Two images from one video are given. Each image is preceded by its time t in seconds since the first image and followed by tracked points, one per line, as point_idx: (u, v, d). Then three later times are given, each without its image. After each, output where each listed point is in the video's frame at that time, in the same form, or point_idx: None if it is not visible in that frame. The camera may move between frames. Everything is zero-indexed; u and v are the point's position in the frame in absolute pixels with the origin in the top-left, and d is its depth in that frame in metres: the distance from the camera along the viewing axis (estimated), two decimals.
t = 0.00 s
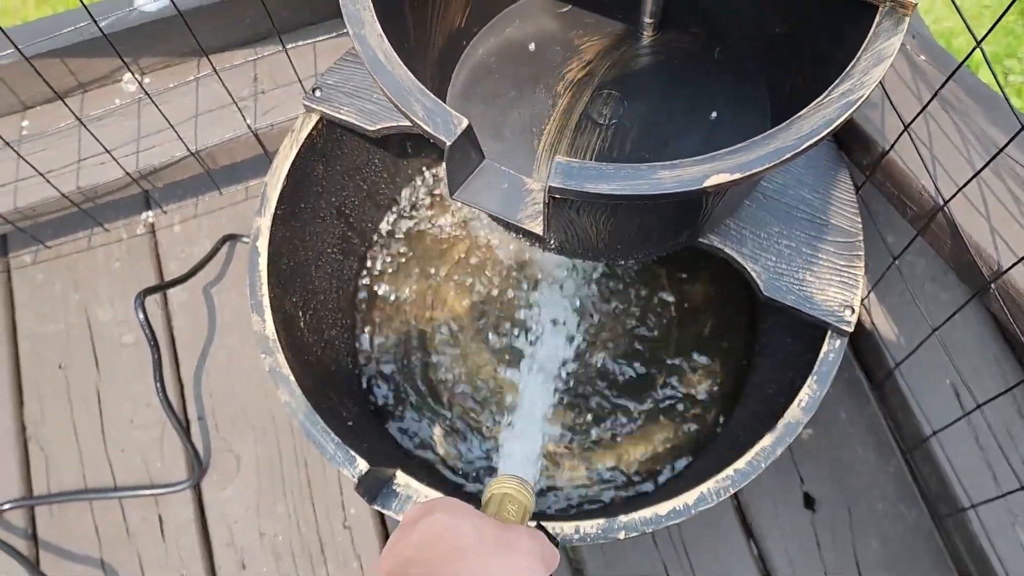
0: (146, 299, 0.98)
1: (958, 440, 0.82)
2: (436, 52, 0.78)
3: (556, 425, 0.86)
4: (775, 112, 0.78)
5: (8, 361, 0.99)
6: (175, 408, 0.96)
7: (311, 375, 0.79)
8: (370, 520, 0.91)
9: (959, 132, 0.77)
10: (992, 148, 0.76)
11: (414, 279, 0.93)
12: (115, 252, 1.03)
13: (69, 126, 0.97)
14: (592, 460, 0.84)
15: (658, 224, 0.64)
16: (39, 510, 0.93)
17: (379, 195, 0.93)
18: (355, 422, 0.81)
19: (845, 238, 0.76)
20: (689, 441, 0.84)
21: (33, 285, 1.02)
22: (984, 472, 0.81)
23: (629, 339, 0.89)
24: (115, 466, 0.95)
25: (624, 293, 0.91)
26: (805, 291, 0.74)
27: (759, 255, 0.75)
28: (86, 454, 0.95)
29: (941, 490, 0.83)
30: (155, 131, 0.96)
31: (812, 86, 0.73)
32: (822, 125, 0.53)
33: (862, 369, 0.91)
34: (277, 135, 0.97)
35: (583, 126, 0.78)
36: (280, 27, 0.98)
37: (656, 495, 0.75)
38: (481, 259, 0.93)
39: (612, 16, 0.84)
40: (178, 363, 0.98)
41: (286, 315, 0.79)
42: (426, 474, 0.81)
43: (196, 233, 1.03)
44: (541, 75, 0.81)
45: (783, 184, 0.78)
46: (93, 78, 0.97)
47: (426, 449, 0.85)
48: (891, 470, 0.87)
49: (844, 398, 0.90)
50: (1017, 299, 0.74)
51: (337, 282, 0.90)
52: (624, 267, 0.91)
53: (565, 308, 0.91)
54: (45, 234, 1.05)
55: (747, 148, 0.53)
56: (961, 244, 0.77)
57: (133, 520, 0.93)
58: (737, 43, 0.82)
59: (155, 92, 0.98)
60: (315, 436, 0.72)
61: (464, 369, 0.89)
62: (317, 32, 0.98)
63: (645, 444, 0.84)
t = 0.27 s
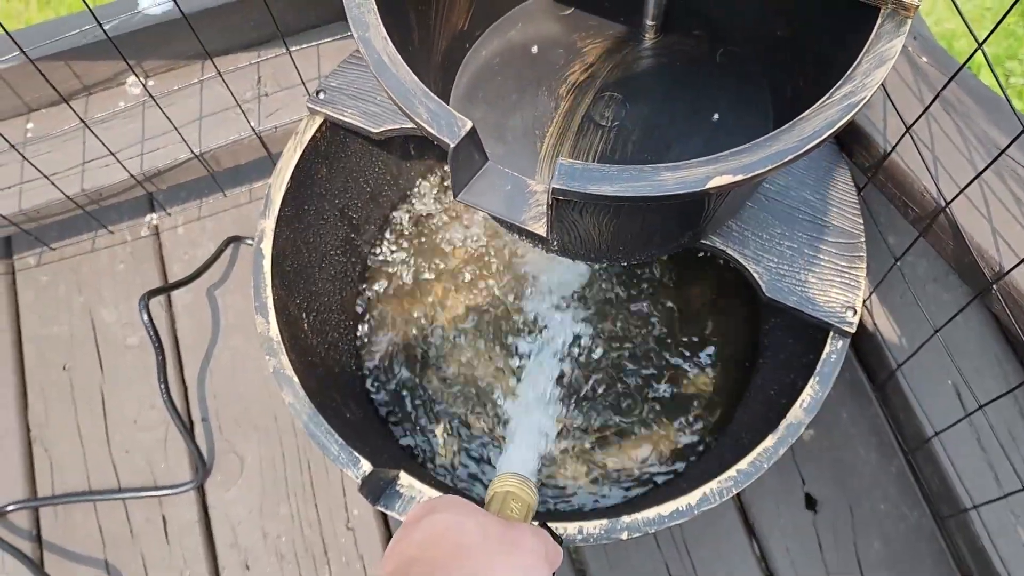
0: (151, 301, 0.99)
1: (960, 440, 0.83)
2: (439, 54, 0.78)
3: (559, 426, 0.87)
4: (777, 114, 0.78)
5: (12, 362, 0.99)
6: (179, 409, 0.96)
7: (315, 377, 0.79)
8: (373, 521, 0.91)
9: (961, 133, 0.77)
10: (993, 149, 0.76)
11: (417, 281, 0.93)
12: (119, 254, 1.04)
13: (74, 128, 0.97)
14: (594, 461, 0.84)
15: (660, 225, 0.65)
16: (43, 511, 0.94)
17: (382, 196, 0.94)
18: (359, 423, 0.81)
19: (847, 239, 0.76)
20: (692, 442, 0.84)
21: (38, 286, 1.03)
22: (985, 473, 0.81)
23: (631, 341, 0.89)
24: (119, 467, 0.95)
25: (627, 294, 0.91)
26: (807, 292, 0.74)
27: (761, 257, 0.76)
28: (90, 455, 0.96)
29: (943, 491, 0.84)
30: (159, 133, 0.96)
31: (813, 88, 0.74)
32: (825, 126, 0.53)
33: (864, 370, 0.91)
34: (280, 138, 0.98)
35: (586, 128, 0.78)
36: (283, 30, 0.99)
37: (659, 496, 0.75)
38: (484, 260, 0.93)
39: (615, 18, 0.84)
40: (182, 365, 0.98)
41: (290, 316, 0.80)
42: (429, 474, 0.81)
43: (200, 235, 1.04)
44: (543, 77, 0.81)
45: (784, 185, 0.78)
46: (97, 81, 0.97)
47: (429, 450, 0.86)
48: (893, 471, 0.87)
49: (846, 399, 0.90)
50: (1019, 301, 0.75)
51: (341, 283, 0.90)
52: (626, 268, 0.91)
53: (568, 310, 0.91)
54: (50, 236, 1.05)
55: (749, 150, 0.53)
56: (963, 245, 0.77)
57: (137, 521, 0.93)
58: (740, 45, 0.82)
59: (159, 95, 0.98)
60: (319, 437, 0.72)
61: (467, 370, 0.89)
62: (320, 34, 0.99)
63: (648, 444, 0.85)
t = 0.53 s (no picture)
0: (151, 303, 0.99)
1: (960, 442, 0.83)
2: (439, 57, 0.78)
3: (560, 428, 0.87)
4: (777, 116, 0.78)
5: (12, 365, 0.99)
6: (179, 411, 0.96)
7: (315, 379, 0.79)
8: (373, 523, 0.91)
9: (960, 135, 0.77)
10: (993, 151, 0.76)
11: (417, 282, 0.93)
12: (118, 256, 1.04)
13: (74, 131, 0.97)
14: (595, 463, 0.84)
15: (660, 227, 0.65)
16: (44, 514, 0.94)
17: (382, 198, 0.94)
18: (359, 425, 0.81)
19: (847, 240, 0.76)
20: (692, 444, 0.84)
21: (38, 289, 1.03)
22: (986, 474, 0.81)
23: (632, 342, 0.89)
24: (119, 469, 0.95)
25: (627, 295, 0.91)
26: (807, 294, 0.74)
27: (761, 258, 0.76)
28: (91, 457, 0.96)
29: (943, 492, 0.84)
30: (159, 135, 0.97)
31: (813, 90, 0.74)
32: (824, 129, 0.53)
33: (864, 371, 0.91)
34: (280, 140, 0.98)
35: (585, 130, 0.78)
36: (283, 33, 0.99)
37: (659, 497, 0.75)
38: (484, 262, 0.93)
39: (614, 20, 0.84)
40: (182, 367, 0.98)
41: (290, 319, 0.80)
42: (429, 476, 0.81)
43: (200, 237, 1.04)
44: (543, 79, 0.81)
45: (784, 187, 0.78)
46: (97, 83, 0.97)
47: (430, 452, 0.86)
48: (893, 472, 0.87)
49: (846, 400, 0.90)
50: (1019, 302, 0.75)
51: (341, 286, 0.90)
52: (626, 270, 0.91)
53: (568, 311, 0.91)
54: (50, 238, 1.05)
55: (749, 152, 0.53)
56: (963, 247, 0.77)
57: (137, 523, 0.93)
58: (739, 47, 0.82)
59: (159, 97, 0.98)
60: (318, 439, 0.72)
61: (468, 372, 0.89)
62: (320, 37, 0.99)
63: (648, 446, 0.84)
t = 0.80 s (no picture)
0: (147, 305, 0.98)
1: (959, 444, 0.82)
2: (436, 58, 0.78)
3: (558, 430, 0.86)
4: (774, 117, 0.78)
5: (9, 368, 0.99)
6: (176, 415, 0.96)
7: (312, 382, 0.79)
8: (370, 526, 0.91)
9: (959, 136, 0.77)
10: (991, 152, 0.76)
11: (414, 285, 0.93)
12: (115, 259, 1.03)
13: (70, 133, 0.97)
14: (593, 465, 0.84)
15: (658, 229, 0.64)
16: (40, 517, 0.93)
17: (379, 200, 0.93)
18: (356, 428, 0.81)
19: (845, 242, 0.76)
20: (691, 446, 0.83)
21: (34, 292, 1.03)
22: (985, 476, 0.81)
23: (630, 344, 0.89)
24: (115, 473, 0.95)
25: (626, 298, 0.90)
26: (805, 296, 0.74)
27: (758, 260, 0.75)
28: (87, 460, 0.95)
29: (942, 495, 0.83)
30: (156, 138, 0.96)
31: (810, 91, 0.73)
32: (821, 130, 0.53)
33: (863, 373, 0.91)
34: (277, 142, 0.98)
35: (582, 131, 0.78)
36: (280, 35, 0.99)
37: (657, 500, 0.75)
38: (481, 264, 0.93)
39: (612, 21, 0.84)
40: (179, 370, 0.98)
41: (286, 321, 0.79)
42: (426, 480, 0.81)
43: (197, 240, 1.03)
44: (540, 80, 0.81)
45: (782, 188, 0.78)
46: (93, 86, 0.97)
47: (427, 455, 0.85)
48: (892, 475, 0.87)
49: (845, 402, 0.90)
50: (1018, 304, 0.74)
51: (337, 288, 0.90)
52: (625, 271, 0.91)
53: (567, 313, 0.90)
54: (46, 241, 1.05)
55: (746, 153, 0.53)
56: (961, 248, 0.77)
57: (133, 526, 0.92)
58: (737, 48, 0.82)
59: (155, 99, 0.98)
60: (315, 442, 0.72)
61: (465, 374, 0.89)
62: (317, 38, 0.99)
63: (647, 448, 0.84)
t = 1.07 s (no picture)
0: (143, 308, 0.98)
1: (956, 446, 0.82)
2: (431, 61, 0.78)
3: (556, 433, 0.86)
4: (771, 119, 0.78)
5: (5, 372, 0.99)
6: (173, 418, 0.96)
7: (308, 385, 0.79)
8: (368, 529, 0.91)
9: (956, 137, 0.77)
10: (988, 153, 0.76)
11: (412, 287, 0.92)
12: (112, 262, 1.03)
13: (66, 136, 0.97)
14: (590, 469, 0.84)
15: (655, 232, 0.64)
16: (36, 521, 0.93)
17: (375, 202, 0.93)
18: (352, 431, 0.81)
19: (842, 244, 0.75)
20: (688, 448, 0.83)
21: (30, 295, 1.02)
22: (983, 479, 0.81)
23: (627, 347, 0.88)
24: (112, 476, 0.94)
25: (624, 300, 0.90)
26: (802, 298, 0.73)
27: (755, 263, 0.75)
28: (84, 464, 0.95)
29: (940, 497, 0.83)
30: (152, 140, 0.96)
31: (806, 92, 0.73)
32: (817, 132, 0.53)
33: (861, 375, 0.90)
34: (273, 144, 0.97)
35: (579, 133, 0.78)
36: (276, 37, 0.98)
37: (654, 504, 0.74)
38: (478, 266, 0.93)
39: (608, 23, 0.84)
40: (175, 373, 0.98)
41: (282, 324, 0.79)
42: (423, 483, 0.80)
43: (193, 242, 1.03)
44: (537, 83, 0.81)
45: (779, 190, 0.78)
46: (89, 88, 0.97)
47: (424, 459, 0.85)
48: (891, 477, 0.87)
49: (843, 404, 0.90)
50: (1015, 305, 0.74)
51: (334, 290, 0.90)
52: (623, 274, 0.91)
53: (564, 316, 0.90)
54: (42, 244, 1.05)
55: (741, 156, 0.53)
56: (958, 250, 0.76)
57: (130, 530, 0.92)
58: (734, 50, 0.82)
59: (151, 102, 0.98)
60: (311, 446, 0.72)
61: (462, 377, 0.89)
62: (313, 40, 0.99)
63: (645, 451, 0.84)
